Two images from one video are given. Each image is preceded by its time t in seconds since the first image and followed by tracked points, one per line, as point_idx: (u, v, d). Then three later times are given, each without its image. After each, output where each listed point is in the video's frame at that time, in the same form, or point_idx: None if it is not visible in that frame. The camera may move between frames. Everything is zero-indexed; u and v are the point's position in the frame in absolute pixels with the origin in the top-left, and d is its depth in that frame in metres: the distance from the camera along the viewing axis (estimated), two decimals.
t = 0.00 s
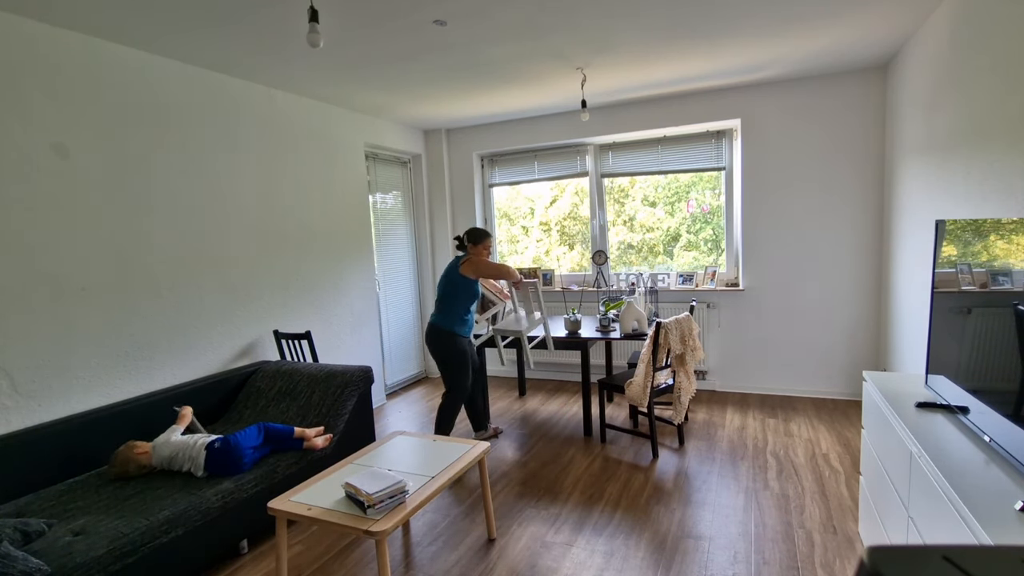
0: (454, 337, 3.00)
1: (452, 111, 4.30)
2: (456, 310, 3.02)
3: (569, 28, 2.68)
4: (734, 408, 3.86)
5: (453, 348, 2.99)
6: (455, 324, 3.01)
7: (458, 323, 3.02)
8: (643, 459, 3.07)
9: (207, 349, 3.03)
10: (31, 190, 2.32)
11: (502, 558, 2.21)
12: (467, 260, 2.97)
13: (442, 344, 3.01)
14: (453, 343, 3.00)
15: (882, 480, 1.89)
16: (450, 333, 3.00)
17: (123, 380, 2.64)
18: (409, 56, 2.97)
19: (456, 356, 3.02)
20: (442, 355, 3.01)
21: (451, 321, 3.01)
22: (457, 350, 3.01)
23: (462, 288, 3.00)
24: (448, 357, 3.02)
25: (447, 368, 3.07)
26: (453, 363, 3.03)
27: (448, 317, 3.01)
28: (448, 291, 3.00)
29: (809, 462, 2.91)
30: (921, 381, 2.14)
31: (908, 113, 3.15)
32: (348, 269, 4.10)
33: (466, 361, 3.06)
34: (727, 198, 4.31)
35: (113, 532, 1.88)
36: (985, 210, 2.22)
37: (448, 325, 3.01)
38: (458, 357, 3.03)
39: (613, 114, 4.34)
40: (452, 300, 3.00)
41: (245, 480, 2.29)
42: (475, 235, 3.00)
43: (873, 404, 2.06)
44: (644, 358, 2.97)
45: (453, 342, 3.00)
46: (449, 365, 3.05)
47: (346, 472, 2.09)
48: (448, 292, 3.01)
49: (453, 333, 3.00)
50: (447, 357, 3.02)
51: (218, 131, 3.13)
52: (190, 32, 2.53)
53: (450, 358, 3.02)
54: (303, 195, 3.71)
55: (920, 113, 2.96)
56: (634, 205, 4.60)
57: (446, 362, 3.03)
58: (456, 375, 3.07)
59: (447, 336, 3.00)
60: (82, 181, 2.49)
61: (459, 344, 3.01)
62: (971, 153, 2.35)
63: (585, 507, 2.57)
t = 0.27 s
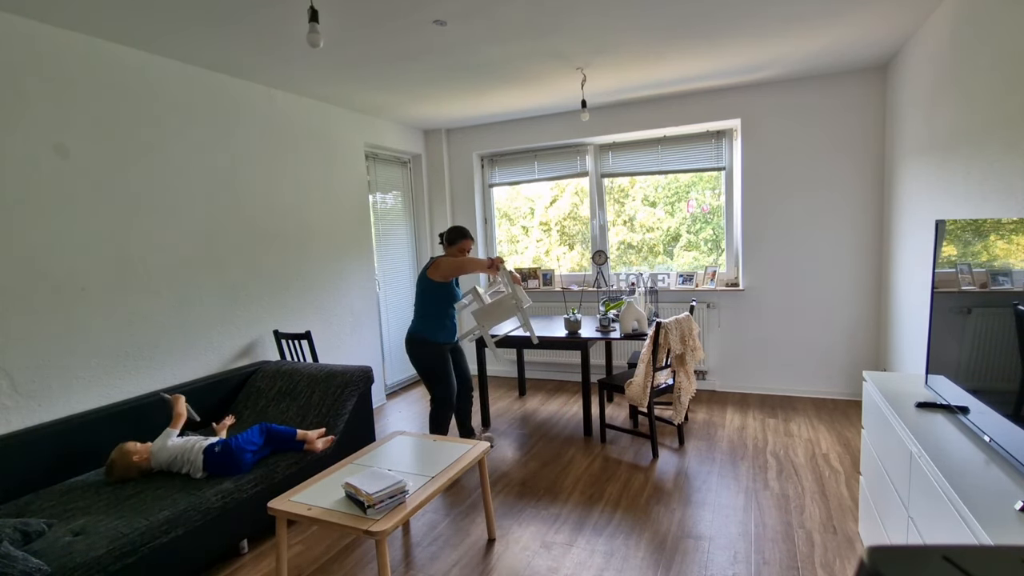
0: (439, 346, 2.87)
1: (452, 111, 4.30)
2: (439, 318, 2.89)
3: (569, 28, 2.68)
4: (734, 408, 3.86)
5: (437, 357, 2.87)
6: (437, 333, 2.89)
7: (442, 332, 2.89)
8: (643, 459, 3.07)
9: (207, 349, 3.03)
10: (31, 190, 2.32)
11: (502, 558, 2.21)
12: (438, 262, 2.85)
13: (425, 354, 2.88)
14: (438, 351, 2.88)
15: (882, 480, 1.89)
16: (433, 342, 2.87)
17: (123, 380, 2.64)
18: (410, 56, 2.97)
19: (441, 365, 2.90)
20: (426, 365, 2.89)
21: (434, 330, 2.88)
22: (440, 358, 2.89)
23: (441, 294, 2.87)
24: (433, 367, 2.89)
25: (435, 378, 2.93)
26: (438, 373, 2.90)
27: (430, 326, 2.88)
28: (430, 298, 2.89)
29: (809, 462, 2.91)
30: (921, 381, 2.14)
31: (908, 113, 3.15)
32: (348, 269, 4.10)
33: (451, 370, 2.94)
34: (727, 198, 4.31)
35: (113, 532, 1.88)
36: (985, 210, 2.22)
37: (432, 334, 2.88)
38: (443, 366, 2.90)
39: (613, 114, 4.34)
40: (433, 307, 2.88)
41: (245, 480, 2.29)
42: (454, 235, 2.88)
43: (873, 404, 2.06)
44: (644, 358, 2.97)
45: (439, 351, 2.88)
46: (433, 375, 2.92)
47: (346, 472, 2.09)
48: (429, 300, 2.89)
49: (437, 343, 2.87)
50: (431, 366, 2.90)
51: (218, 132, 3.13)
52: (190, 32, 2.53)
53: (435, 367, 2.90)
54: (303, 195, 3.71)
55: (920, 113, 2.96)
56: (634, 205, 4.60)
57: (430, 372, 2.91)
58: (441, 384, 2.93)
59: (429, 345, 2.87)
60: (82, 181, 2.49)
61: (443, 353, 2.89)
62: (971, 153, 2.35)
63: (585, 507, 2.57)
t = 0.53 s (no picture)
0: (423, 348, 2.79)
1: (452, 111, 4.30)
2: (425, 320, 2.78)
3: (569, 28, 2.68)
4: (734, 408, 3.86)
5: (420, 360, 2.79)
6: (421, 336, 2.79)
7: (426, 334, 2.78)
8: (643, 459, 3.07)
9: (207, 349, 3.03)
10: (31, 190, 2.32)
11: (502, 559, 2.21)
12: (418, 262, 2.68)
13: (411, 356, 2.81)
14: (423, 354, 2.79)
15: (882, 480, 1.89)
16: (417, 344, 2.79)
17: (123, 380, 2.63)
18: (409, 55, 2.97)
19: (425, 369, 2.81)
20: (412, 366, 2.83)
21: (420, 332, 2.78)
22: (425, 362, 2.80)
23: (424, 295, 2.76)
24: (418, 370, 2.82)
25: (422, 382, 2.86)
26: (422, 376, 2.83)
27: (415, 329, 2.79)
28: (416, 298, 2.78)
29: (809, 462, 2.91)
30: (921, 381, 2.14)
31: (908, 113, 3.15)
32: (348, 269, 4.10)
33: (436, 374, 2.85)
34: (727, 198, 4.31)
35: (113, 532, 1.88)
36: (985, 210, 2.22)
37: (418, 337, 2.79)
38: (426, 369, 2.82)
39: (613, 114, 4.34)
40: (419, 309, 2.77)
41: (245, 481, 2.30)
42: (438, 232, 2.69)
43: (873, 404, 2.06)
44: (644, 358, 2.97)
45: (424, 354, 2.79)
46: (421, 379, 2.86)
47: (346, 472, 2.09)
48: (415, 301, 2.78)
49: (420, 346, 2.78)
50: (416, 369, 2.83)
51: (218, 132, 3.13)
52: (190, 32, 2.53)
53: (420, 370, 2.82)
54: (303, 195, 3.71)
55: (920, 113, 2.96)
56: (634, 205, 4.60)
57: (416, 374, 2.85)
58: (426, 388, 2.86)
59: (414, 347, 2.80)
60: (82, 181, 2.49)
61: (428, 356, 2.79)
62: (971, 154, 2.35)
63: (585, 507, 2.58)
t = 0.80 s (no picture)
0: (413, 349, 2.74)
1: (452, 111, 4.30)
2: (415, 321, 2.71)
3: (569, 28, 2.69)
4: (734, 408, 3.86)
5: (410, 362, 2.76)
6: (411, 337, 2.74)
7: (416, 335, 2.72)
8: (643, 459, 3.07)
9: (207, 349, 3.03)
10: (31, 190, 2.31)
11: (502, 558, 2.21)
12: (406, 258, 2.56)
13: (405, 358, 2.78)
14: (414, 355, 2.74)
15: (882, 480, 1.89)
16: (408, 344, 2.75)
17: (123, 381, 2.63)
18: (409, 55, 2.97)
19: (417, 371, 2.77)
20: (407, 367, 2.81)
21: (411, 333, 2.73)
22: (416, 363, 2.76)
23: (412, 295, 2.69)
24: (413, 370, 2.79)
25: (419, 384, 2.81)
26: (416, 377, 2.80)
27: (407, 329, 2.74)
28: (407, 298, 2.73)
29: (809, 462, 2.91)
30: (921, 381, 2.14)
31: (908, 113, 3.15)
32: (348, 269, 4.10)
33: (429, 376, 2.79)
34: (728, 198, 4.30)
35: (113, 532, 1.88)
36: (986, 210, 2.22)
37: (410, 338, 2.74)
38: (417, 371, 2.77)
39: (613, 114, 4.34)
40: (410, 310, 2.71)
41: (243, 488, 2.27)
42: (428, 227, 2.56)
43: (873, 404, 2.06)
44: (644, 358, 2.97)
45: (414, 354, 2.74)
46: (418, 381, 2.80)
47: (346, 472, 2.09)
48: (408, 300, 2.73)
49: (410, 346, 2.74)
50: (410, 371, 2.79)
51: (218, 132, 3.13)
52: (190, 32, 2.53)
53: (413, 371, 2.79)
54: (303, 196, 3.71)
55: (920, 113, 2.96)
56: (634, 205, 4.60)
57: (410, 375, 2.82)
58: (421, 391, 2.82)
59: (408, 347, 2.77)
60: (82, 181, 2.49)
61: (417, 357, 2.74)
62: (971, 154, 2.35)
63: (584, 507, 2.57)
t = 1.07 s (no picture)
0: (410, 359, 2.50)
1: (452, 111, 4.30)
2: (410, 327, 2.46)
3: (569, 28, 2.69)
4: (734, 408, 3.86)
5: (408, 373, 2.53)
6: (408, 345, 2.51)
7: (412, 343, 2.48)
8: (643, 459, 3.07)
9: (207, 349, 3.03)
10: (31, 190, 2.32)
11: (502, 558, 2.21)
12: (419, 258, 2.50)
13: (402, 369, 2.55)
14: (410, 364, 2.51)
15: (882, 480, 1.89)
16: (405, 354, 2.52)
17: (123, 381, 2.63)
18: (409, 56, 2.97)
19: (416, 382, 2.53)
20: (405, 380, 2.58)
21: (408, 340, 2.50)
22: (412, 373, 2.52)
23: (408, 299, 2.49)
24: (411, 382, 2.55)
25: (420, 398, 2.56)
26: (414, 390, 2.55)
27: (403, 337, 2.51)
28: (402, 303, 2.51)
29: (809, 462, 2.91)
30: (921, 381, 2.14)
31: (908, 113, 3.15)
32: (348, 269, 4.10)
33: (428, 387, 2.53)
34: (727, 198, 4.30)
35: (113, 533, 1.88)
36: (986, 209, 2.22)
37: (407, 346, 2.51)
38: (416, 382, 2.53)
39: (613, 114, 4.34)
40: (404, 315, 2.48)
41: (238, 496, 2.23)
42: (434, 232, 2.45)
43: (873, 404, 2.06)
44: (644, 358, 2.97)
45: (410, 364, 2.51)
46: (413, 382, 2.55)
47: (346, 472, 2.09)
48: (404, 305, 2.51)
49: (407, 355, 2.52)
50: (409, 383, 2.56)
51: (218, 132, 3.13)
52: (191, 32, 2.53)
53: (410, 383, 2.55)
54: (303, 196, 3.71)
55: (920, 113, 2.96)
56: (634, 205, 4.60)
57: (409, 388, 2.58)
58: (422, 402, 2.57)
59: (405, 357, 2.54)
60: (82, 181, 2.49)
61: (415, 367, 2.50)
62: (971, 154, 2.35)
63: (585, 507, 2.58)
